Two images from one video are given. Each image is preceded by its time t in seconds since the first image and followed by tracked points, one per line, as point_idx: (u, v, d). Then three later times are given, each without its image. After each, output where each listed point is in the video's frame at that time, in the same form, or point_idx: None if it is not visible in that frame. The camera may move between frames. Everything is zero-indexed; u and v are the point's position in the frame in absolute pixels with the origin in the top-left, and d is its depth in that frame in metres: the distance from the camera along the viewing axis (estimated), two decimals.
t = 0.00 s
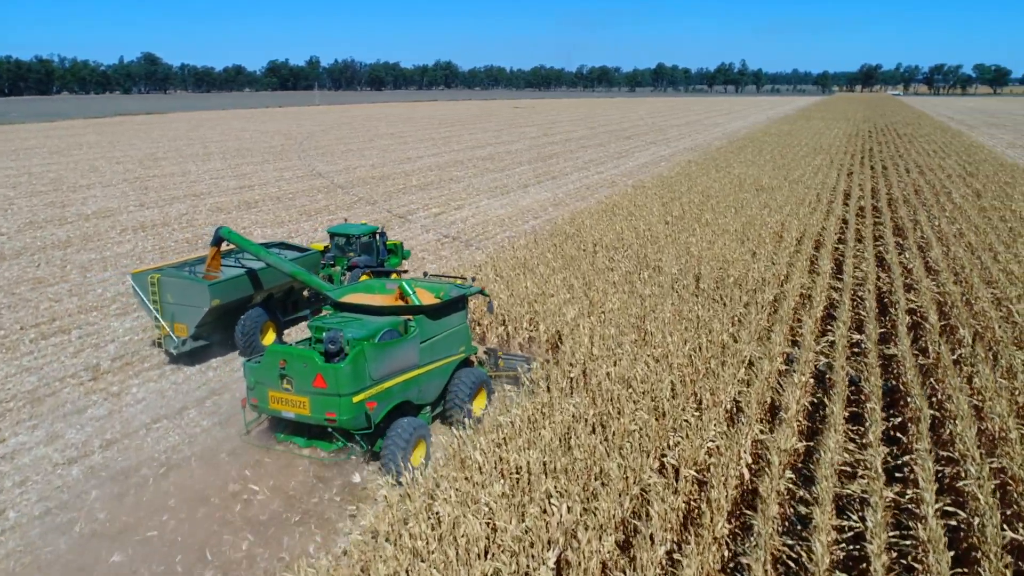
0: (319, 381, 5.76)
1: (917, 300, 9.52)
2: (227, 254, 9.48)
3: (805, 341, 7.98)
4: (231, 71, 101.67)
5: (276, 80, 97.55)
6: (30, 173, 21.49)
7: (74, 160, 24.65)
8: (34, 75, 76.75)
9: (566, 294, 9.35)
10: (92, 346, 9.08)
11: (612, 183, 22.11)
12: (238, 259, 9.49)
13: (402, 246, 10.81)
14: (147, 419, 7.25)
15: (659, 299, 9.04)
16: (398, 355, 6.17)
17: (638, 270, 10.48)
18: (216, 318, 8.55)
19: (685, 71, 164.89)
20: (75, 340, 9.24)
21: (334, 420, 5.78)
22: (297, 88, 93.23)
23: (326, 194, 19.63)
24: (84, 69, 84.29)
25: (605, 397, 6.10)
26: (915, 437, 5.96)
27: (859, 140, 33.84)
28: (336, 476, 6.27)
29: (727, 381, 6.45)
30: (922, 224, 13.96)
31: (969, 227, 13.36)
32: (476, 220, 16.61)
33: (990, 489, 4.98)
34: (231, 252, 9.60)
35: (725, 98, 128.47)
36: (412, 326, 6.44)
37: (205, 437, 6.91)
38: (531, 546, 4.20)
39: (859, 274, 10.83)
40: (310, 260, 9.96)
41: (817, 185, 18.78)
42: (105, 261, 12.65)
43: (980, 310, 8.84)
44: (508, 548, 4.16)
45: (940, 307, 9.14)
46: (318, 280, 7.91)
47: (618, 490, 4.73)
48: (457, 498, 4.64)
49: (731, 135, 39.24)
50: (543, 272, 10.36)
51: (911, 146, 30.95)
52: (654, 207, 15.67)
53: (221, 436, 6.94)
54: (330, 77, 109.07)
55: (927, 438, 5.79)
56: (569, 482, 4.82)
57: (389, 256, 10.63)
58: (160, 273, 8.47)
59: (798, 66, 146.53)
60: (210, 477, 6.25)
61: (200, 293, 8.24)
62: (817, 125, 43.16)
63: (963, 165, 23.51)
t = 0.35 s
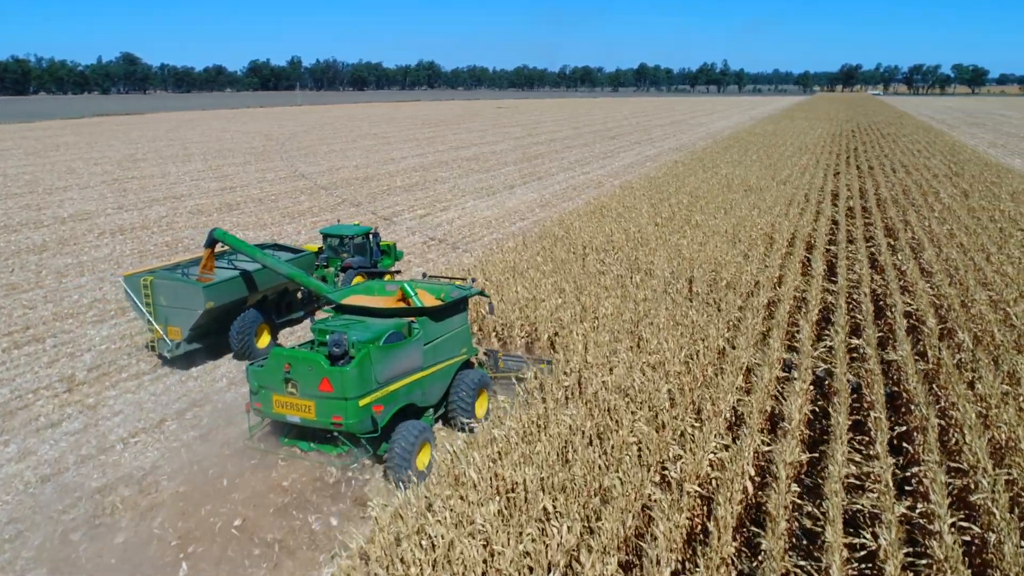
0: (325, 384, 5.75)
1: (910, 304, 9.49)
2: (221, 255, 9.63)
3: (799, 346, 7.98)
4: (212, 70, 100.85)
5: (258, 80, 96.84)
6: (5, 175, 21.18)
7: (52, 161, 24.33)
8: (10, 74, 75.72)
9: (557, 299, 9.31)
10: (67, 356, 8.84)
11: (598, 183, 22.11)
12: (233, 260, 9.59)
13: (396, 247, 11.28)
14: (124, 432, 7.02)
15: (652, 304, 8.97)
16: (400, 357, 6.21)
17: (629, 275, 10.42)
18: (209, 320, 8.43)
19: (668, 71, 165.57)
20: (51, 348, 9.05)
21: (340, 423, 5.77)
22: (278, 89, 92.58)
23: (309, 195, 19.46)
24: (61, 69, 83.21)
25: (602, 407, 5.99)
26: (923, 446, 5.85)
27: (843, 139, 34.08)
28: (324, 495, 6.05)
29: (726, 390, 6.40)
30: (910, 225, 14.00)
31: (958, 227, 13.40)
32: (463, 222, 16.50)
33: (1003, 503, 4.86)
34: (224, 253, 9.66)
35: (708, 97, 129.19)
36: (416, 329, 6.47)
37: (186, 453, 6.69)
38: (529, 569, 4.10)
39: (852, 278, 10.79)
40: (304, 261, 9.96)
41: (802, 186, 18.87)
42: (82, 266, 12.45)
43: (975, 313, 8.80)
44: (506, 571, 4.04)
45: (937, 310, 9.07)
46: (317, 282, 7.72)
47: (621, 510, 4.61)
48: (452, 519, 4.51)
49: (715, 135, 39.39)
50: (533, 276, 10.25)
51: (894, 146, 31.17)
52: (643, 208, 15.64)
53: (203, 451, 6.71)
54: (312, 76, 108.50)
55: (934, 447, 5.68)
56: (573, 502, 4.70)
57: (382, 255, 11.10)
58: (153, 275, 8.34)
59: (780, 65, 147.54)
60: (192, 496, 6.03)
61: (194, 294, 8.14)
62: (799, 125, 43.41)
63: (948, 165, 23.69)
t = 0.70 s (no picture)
0: (334, 386, 5.81)
1: (911, 307, 9.42)
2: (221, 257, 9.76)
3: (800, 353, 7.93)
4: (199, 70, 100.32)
5: (245, 80, 96.32)
6: None
7: (36, 162, 24.09)
8: None
9: (553, 304, 9.25)
10: (49, 364, 8.67)
11: (589, 184, 22.08)
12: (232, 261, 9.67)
13: (393, 249, 11.54)
14: (108, 444, 6.84)
15: (651, 309, 8.93)
16: (409, 359, 6.29)
17: (626, 278, 10.41)
18: (209, 321, 8.45)
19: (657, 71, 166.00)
20: (31, 356, 8.88)
21: (349, 426, 5.83)
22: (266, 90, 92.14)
23: (298, 197, 19.33)
24: (46, 69, 82.52)
25: (603, 417, 5.90)
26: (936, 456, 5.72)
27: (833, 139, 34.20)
28: (316, 510, 5.87)
29: (730, 398, 6.34)
30: (906, 227, 14.00)
31: (954, 228, 13.44)
32: (454, 223, 16.46)
33: None
34: (222, 256, 9.74)
35: (703, 95, 129.38)
36: (422, 330, 6.56)
37: (172, 466, 6.51)
38: None
39: (851, 282, 10.76)
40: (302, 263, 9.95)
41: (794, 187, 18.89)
42: (66, 271, 12.28)
43: (977, 318, 8.73)
44: None
45: (941, 313, 9.03)
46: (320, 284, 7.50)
47: (627, 529, 4.49)
48: (452, 540, 4.37)
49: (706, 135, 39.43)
50: (529, 280, 10.18)
51: (884, 146, 31.28)
52: (636, 210, 15.61)
53: (190, 465, 6.54)
54: (300, 76, 108.11)
55: (949, 458, 5.54)
56: (578, 519, 4.59)
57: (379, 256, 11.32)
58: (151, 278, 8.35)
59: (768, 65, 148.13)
60: (177, 514, 5.84)
61: (194, 296, 8.17)
62: (789, 125, 43.53)
63: (940, 164, 23.82)
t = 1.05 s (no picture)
0: (348, 388, 5.86)
1: (918, 310, 9.35)
2: (224, 257, 9.82)
3: (808, 361, 7.87)
4: (191, 70, 100.06)
5: (237, 81, 96.06)
6: None
7: (26, 163, 23.96)
8: None
9: (555, 309, 9.18)
10: (35, 373, 8.50)
11: (585, 185, 22.02)
12: (236, 262, 9.74)
13: (395, 249, 11.61)
14: (95, 455, 6.71)
15: (654, 314, 8.84)
16: (422, 360, 6.33)
17: (627, 282, 10.35)
18: (215, 323, 8.44)
19: (650, 71, 166.30)
20: (16, 363, 8.77)
21: (363, 428, 5.88)
22: (258, 90, 91.83)
23: (291, 198, 19.23)
24: (36, 68, 81.97)
25: (610, 429, 5.79)
26: (958, 469, 5.59)
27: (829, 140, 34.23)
28: (309, 528, 5.69)
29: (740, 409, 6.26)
30: (906, 229, 13.96)
31: (957, 230, 13.42)
32: (450, 225, 16.38)
33: None
34: (226, 256, 9.78)
35: (696, 95, 129.58)
36: (434, 331, 6.61)
37: (161, 480, 6.34)
38: None
39: (855, 286, 10.66)
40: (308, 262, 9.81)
41: (792, 189, 18.89)
42: (53, 275, 12.17)
43: (985, 324, 8.67)
44: None
45: (951, 318, 8.93)
46: (329, 285, 7.32)
47: (639, 551, 4.38)
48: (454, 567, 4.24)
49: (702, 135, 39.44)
50: (529, 285, 10.07)
51: (880, 146, 31.29)
52: (634, 212, 15.56)
53: (179, 479, 6.36)
54: (292, 76, 107.93)
55: (972, 472, 5.41)
56: (589, 542, 4.47)
57: (382, 257, 11.39)
58: (156, 279, 8.36)
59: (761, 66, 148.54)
60: (166, 532, 5.66)
61: (199, 299, 8.17)
62: (783, 125, 43.57)
63: (938, 165, 23.84)
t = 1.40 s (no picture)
0: (362, 390, 5.90)
1: (929, 315, 9.27)
2: (230, 258, 9.80)
3: (818, 370, 7.81)
4: (185, 70, 99.83)
5: (232, 81, 95.81)
6: None
7: (19, 164, 23.85)
8: None
9: (558, 317, 9.13)
10: (24, 382, 8.39)
11: (582, 186, 21.96)
12: (241, 264, 9.71)
13: (399, 250, 11.61)
14: (85, 467, 6.61)
15: (658, 320, 8.75)
16: (434, 362, 6.36)
17: (629, 287, 10.28)
18: (220, 324, 8.48)
19: (645, 71, 166.42)
20: (4, 371, 8.67)
21: (378, 430, 5.93)
22: (253, 91, 91.60)
23: (287, 200, 19.14)
24: (29, 68, 81.64)
25: (618, 443, 5.72)
26: (982, 482, 5.45)
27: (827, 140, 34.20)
28: (304, 547, 5.56)
29: (751, 421, 6.19)
30: (909, 231, 13.90)
31: (962, 233, 13.37)
32: (447, 227, 16.31)
33: None
34: (231, 258, 9.77)
35: (691, 94, 129.57)
36: (446, 333, 6.63)
37: (151, 495, 6.20)
38: None
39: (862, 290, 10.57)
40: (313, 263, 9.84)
41: (792, 190, 18.84)
42: (44, 279, 12.07)
43: (997, 330, 8.59)
44: None
45: (962, 325, 8.84)
46: (338, 285, 7.19)
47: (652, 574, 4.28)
48: None
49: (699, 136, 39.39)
50: (530, 290, 9.98)
51: (880, 147, 31.24)
52: (633, 214, 15.49)
53: (170, 494, 6.23)
54: (287, 77, 107.79)
55: (995, 487, 5.28)
56: (600, 564, 4.36)
57: (385, 258, 11.38)
58: (162, 281, 8.45)
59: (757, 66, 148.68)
60: (155, 551, 5.52)
61: (206, 301, 8.21)
62: (780, 125, 43.55)
63: (939, 166, 23.81)
